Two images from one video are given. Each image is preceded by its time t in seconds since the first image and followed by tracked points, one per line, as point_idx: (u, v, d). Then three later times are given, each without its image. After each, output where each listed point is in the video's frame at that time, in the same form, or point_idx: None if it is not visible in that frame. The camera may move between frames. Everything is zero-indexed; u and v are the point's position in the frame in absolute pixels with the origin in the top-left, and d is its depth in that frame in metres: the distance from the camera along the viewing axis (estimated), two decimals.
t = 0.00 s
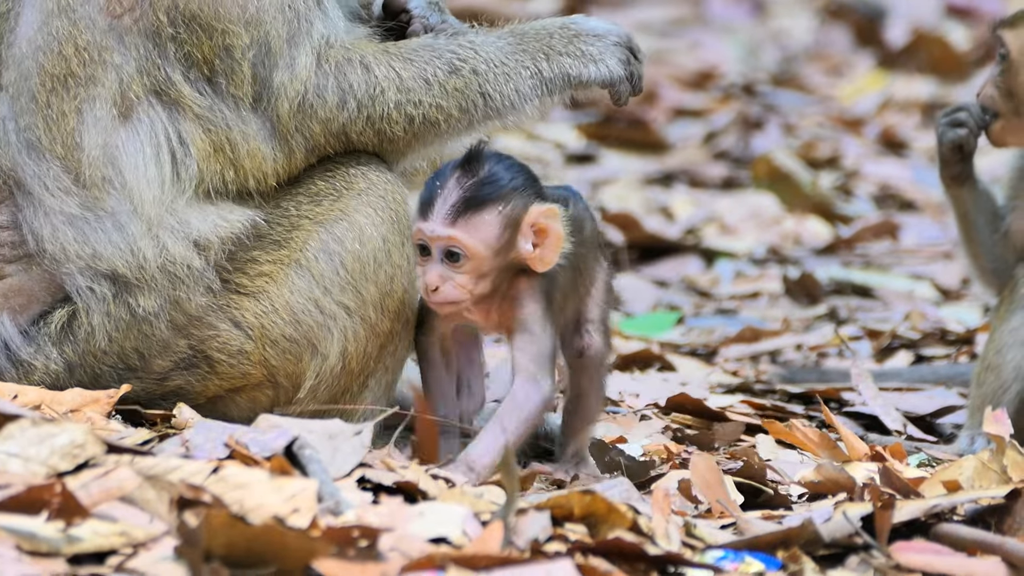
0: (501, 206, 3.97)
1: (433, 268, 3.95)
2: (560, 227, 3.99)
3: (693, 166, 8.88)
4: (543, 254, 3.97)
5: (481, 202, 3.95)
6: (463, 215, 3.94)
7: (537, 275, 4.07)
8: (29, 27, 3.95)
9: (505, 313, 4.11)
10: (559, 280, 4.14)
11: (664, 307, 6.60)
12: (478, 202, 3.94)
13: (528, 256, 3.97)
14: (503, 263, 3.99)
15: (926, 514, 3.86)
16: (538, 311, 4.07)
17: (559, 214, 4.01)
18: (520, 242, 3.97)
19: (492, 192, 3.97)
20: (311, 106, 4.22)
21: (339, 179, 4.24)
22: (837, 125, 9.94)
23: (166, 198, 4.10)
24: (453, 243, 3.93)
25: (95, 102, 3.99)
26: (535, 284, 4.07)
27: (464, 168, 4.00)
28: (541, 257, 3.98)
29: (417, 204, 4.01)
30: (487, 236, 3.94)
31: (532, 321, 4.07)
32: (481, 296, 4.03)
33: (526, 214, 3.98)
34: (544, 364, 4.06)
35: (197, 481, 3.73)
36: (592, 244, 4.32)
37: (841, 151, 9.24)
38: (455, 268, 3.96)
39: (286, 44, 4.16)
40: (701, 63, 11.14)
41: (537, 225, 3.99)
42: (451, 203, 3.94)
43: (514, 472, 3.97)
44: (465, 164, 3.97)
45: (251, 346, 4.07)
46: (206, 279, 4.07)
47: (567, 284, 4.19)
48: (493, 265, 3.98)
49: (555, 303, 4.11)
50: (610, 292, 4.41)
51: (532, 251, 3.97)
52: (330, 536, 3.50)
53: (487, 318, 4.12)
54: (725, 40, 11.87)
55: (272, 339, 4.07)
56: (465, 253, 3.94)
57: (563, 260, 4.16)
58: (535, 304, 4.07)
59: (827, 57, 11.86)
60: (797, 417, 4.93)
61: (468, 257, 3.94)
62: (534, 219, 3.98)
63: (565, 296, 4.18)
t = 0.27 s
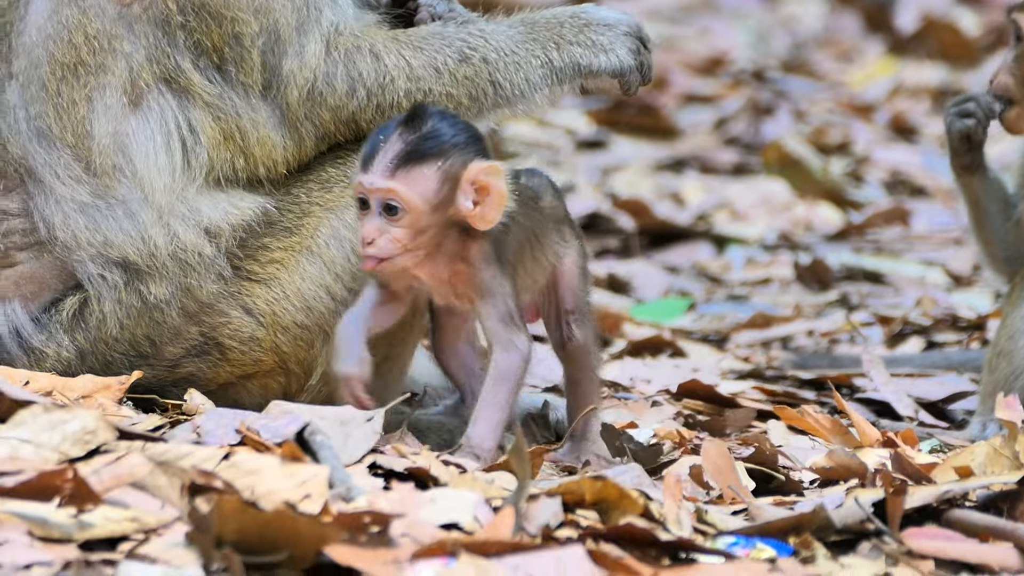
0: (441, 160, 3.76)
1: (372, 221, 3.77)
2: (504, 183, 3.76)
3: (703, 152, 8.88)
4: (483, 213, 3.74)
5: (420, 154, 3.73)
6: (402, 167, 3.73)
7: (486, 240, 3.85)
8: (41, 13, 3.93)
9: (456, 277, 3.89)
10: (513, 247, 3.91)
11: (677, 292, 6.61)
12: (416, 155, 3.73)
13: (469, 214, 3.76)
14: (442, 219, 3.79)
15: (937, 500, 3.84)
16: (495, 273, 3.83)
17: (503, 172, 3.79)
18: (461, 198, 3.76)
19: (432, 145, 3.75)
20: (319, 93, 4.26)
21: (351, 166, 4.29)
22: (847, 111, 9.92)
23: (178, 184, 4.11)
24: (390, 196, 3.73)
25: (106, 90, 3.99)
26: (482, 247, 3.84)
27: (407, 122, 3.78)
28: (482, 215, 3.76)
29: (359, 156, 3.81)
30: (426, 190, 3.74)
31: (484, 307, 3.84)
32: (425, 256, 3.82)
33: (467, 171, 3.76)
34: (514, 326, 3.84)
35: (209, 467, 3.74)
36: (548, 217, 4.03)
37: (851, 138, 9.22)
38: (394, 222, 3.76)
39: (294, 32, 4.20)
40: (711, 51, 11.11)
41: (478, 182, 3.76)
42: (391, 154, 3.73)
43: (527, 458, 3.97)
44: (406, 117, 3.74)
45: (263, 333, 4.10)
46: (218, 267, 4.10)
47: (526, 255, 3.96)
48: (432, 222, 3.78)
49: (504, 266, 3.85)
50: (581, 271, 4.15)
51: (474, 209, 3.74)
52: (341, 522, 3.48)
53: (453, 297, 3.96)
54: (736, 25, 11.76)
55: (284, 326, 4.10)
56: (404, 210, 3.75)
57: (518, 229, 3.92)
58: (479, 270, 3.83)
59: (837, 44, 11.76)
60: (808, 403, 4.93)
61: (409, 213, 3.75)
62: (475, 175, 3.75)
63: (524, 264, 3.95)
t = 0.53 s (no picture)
0: (430, 155, 3.93)
1: (361, 213, 3.93)
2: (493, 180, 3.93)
3: (820, 140, 8.84)
4: (472, 209, 3.91)
5: (412, 149, 3.91)
6: (393, 159, 3.90)
7: (489, 225, 4.01)
8: (155, 3, 4.36)
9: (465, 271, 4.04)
10: (517, 222, 4.06)
11: (795, 281, 6.74)
12: (401, 148, 3.89)
13: (459, 209, 3.93)
14: (431, 213, 3.96)
15: None
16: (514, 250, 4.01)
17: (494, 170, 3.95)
18: (450, 194, 3.93)
19: (427, 141, 3.93)
20: (450, 73, 4.71)
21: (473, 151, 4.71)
22: (964, 98, 9.46)
23: (298, 169, 4.55)
24: (381, 187, 3.89)
25: (226, 78, 4.46)
26: (483, 236, 4.01)
27: (398, 121, 3.93)
28: (471, 211, 3.93)
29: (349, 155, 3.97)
30: (415, 182, 3.91)
31: (502, 264, 4.00)
32: (416, 249, 4.00)
33: (457, 166, 3.93)
34: (550, 291, 3.99)
35: (330, 456, 3.91)
36: (549, 180, 4.14)
37: (969, 124, 8.92)
38: (383, 214, 3.93)
39: (423, 10, 4.62)
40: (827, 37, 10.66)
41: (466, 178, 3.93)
42: (381, 149, 3.89)
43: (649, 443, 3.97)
44: (396, 114, 3.93)
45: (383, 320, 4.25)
46: (338, 252, 4.51)
47: (536, 217, 4.10)
48: (420, 214, 3.95)
49: (507, 243, 4.01)
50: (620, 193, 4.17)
51: (462, 204, 3.91)
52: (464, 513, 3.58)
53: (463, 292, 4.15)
54: (852, 11, 11.19)
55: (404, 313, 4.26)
56: (395, 201, 3.91)
57: (509, 190, 4.07)
58: (489, 253, 4.00)
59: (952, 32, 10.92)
60: (929, 390, 4.94)
61: (399, 205, 3.92)
62: (464, 171, 3.92)
63: (539, 227, 4.10)
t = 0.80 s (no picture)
0: (358, 113, 4.09)
1: (291, 176, 4.06)
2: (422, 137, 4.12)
3: (858, 144, 8.72)
4: (403, 165, 4.10)
5: (344, 108, 4.06)
6: (321, 121, 4.05)
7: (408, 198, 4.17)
8: (199, 10, 4.65)
9: (377, 241, 4.19)
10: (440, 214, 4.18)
11: (832, 286, 6.73)
12: (333, 108, 4.04)
13: (391, 165, 4.10)
14: (361, 174, 4.10)
15: None
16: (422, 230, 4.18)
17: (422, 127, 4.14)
18: (380, 152, 4.09)
19: (356, 99, 4.09)
20: (488, 79, 5.14)
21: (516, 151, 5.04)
22: (1002, 104, 9.30)
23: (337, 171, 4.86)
24: (310, 149, 4.03)
25: (266, 83, 4.73)
26: (399, 207, 4.17)
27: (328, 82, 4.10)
28: (401, 168, 4.11)
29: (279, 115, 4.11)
30: (345, 142, 4.06)
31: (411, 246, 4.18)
32: (349, 213, 4.14)
33: (388, 124, 4.11)
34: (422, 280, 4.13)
35: (363, 461, 3.88)
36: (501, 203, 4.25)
37: (1007, 130, 8.87)
38: (314, 175, 4.07)
39: (462, 16, 5.06)
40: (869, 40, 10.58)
41: (396, 136, 4.10)
42: (309, 110, 4.04)
43: (682, 449, 3.97)
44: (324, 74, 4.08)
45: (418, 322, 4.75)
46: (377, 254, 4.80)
47: (472, 230, 4.21)
48: (351, 175, 4.09)
49: (426, 218, 4.17)
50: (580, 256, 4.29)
51: (394, 160, 4.09)
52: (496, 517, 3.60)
53: (384, 266, 4.26)
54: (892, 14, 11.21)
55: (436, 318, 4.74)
56: (326, 162, 4.05)
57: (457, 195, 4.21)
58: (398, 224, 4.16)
59: (990, 39, 10.68)
60: (964, 396, 4.97)
61: (330, 164, 4.05)
62: (394, 129, 4.10)
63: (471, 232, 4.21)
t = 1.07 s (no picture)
0: (406, 134, 3.79)
1: (333, 192, 3.80)
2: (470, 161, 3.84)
3: (946, 175, 8.75)
4: (449, 189, 3.81)
5: (389, 125, 3.76)
6: (365, 140, 3.76)
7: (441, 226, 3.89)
8: (292, 36, 4.69)
9: (404, 268, 3.89)
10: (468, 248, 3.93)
11: (922, 316, 6.80)
12: (373, 124, 3.75)
13: (436, 189, 3.81)
14: (405, 194, 3.82)
15: None
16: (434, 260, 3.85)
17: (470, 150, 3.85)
18: (427, 174, 3.81)
19: (406, 116, 3.79)
20: (577, 109, 4.99)
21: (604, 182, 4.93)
22: None
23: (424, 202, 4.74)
24: (352, 168, 3.76)
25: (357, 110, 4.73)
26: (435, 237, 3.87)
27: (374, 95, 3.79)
28: (448, 192, 3.82)
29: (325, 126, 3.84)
30: (389, 163, 3.77)
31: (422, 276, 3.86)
32: (384, 234, 3.85)
33: (435, 145, 3.81)
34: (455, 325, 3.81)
35: (454, 488, 3.85)
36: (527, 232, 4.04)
37: None
38: (355, 194, 3.80)
39: (551, 48, 4.92)
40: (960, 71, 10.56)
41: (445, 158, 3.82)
42: (355, 126, 3.76)
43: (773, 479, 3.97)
44: (373, 88, 3.78)
45: (509, 353, 4.59)
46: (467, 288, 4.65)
47: (500, 263, 4.01)
48: (392, 196, 3.80)
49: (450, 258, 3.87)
50: (592, 296, 4.15)
51: (440, 184, 3.80)
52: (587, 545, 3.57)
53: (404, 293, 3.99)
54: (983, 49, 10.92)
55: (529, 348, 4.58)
56: (367, 182, 3.77)
57: (486, 228, 3.96)
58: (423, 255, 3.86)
59: None
60: None
61: (371, 185, 3.77)
62: (442, 151, 3.81)
63: (491, 266, 3.98)
